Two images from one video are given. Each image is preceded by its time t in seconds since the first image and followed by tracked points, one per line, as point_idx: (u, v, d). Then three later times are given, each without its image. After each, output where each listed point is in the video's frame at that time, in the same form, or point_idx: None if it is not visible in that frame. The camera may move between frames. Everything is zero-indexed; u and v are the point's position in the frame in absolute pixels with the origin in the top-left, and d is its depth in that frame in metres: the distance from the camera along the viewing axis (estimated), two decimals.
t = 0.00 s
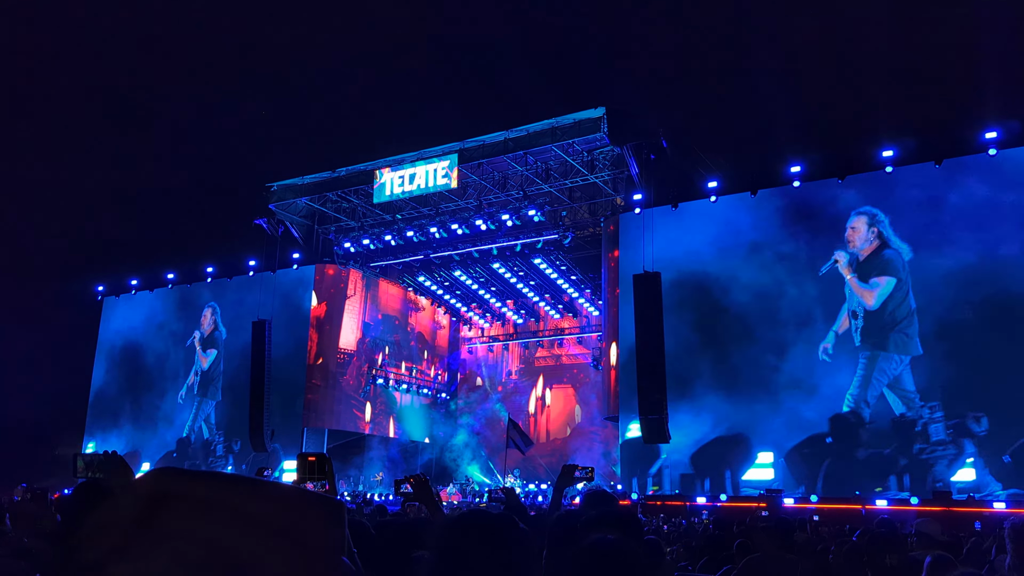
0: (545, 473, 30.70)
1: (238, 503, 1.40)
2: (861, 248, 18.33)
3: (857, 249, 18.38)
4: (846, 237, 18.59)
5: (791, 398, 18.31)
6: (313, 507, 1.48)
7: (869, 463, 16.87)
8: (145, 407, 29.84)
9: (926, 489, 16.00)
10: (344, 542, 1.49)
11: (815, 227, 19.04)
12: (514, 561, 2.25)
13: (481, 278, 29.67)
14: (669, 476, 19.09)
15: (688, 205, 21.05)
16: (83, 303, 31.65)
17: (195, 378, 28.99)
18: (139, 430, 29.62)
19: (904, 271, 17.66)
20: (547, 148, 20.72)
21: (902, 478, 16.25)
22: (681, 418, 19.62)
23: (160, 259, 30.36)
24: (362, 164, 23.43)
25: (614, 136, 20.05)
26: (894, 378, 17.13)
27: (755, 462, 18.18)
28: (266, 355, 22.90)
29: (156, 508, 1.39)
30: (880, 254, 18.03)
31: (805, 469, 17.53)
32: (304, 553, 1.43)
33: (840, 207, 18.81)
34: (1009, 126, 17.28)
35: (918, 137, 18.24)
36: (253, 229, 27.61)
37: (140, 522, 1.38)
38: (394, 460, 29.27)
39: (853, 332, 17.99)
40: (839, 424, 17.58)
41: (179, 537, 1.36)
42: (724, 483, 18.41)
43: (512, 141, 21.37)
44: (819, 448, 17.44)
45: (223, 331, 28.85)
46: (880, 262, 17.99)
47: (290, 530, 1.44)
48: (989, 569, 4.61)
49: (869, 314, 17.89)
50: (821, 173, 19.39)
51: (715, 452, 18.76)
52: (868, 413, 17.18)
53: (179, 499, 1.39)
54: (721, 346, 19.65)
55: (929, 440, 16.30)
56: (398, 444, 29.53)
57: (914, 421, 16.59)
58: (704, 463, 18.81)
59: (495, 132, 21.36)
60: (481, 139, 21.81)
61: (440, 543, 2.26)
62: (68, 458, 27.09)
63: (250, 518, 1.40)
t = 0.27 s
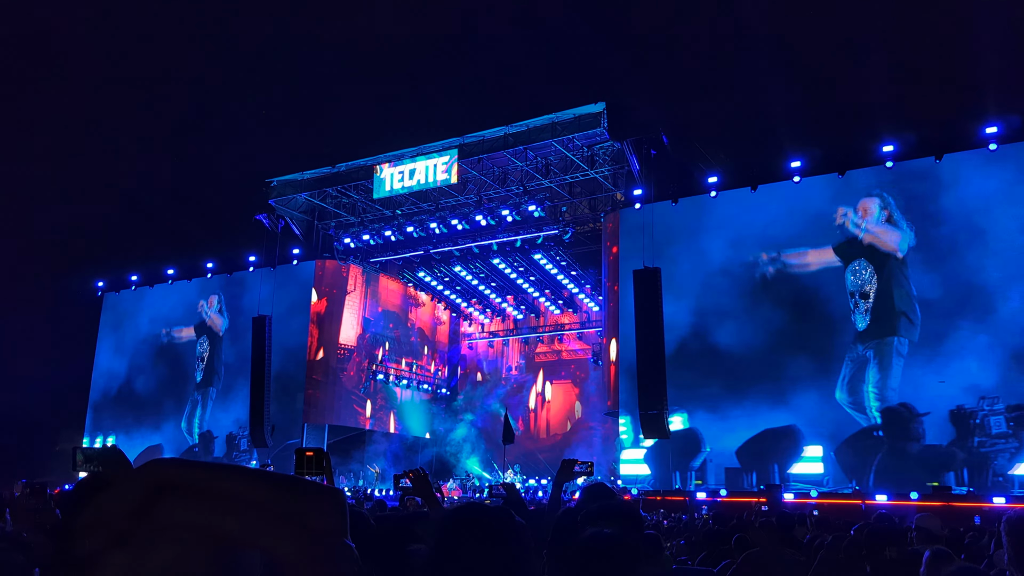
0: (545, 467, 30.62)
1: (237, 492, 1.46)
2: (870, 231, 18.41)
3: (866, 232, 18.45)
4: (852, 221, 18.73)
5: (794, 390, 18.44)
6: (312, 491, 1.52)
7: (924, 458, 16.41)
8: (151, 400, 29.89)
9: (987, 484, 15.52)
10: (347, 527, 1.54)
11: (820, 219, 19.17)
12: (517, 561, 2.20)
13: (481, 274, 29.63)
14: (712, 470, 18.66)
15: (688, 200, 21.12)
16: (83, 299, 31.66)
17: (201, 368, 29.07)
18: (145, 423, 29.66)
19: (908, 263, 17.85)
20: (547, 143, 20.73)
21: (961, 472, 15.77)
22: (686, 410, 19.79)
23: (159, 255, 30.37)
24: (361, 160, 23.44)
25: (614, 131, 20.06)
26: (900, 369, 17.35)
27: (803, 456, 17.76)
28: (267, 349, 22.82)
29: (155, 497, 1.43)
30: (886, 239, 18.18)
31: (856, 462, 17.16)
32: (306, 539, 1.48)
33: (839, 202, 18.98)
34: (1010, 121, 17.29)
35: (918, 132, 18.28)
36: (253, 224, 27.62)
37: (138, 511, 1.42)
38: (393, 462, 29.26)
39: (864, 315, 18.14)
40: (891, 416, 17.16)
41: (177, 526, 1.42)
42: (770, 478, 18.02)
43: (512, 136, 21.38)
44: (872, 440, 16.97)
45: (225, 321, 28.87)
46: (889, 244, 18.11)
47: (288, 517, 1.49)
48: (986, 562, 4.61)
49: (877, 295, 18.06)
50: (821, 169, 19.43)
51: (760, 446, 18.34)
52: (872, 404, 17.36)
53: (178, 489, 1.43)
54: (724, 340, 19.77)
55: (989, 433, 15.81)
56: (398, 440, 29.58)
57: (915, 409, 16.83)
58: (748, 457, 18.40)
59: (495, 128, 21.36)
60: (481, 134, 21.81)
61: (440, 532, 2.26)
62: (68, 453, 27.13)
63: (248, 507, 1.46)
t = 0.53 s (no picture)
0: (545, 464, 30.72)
1: (237, 492, 1.53)
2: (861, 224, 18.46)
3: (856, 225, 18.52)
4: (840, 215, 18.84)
5: (794, 386, 18.48)
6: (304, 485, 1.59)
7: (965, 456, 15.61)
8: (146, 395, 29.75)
9: None
10: (347, 525, 1.61)
11: (817, 213, 19.11)
12: (517, 554, 2.22)
13: (482, 270, 29.65)
14: (744, 467, 18.23)
15: (688, 197, 21.04)
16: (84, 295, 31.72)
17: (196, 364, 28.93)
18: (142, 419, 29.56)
19: (906, 258, 17.77)
20: (547, 140, 20.76)
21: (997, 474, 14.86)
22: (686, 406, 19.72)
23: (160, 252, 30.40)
24: (361, 157, 23.47)
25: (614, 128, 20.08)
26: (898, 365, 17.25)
27: (840, 453, 17.29)
28: (268, 345, 22.85)
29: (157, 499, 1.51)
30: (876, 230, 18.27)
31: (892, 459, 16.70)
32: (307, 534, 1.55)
33: (836, 200, 18.98)
34: (1010, 119, 17.28)
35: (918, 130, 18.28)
36: (253, 221, 27.67)
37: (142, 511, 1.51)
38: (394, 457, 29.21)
39: (851, 309, 18.13)
40: (933, 414, 16.45)
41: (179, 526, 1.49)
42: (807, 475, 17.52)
43: (512, 133, 21.44)
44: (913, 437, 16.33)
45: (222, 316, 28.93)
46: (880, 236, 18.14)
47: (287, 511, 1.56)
48: (985, 559, 4.60)
49: (867, 286, 18.09)
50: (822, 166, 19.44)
51: (796, 442, 17.86)
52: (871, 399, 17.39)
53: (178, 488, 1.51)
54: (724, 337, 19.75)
55: None
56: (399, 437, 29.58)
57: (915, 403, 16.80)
58: (783, 454, 17.94)
59: (495, 124, 21.42)
60: (482, 131, 21.89)
61: (440, 529, 2.27)
62: (69, 450, 27.20)
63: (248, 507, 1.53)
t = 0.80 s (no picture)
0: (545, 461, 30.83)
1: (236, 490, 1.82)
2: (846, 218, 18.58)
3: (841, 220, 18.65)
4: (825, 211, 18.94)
5: (786, 383, 18.61)
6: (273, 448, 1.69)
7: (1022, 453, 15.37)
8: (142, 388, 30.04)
9: None
10: (350, 518, 1.76)
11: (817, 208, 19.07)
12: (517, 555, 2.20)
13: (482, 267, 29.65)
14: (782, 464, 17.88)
15: (688, 194, 20.99)
16: (85, 291, 31.72)
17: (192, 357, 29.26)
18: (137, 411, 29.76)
19: (905, 253, 17.65)
20: (547, 137, 20.75)
21: None
22: (685, 401, 19.87)
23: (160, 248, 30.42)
24: (361, 154, 23.50)
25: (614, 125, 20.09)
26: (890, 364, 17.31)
27: (884, 448, 16.79)
28: (269, 343, 22.89)
29: (189, 494, 1.84)
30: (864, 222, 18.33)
31: (940, 455, 16.22)
32: (312, 528, 1.70)
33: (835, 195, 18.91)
34: (1010, 115, 17.26)
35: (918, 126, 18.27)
36: (254, 218, 27.67)
37: (170, 515, 1.84)
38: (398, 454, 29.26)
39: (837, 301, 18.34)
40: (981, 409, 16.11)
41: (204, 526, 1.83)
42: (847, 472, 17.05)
43: (512, 129, 21.45)
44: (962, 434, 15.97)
45: (219, 312, 29.06)
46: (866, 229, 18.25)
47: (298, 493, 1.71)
48: (986, 555, 4.62)
49: (851, 282, 18.27)
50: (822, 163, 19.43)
51: (837, 439, 17.38)
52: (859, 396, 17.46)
53: (197, 499, 1.83)
54: (722, 334, 19.82)
55: None
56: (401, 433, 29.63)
57: (907, 402, 16.83)
58: (822, 450, 17.50)
59: (495, 121, 21.45)
60: (482, 128, 21.91)
61: (442, 526, 2.27)
62: (71, 447, 27.26)
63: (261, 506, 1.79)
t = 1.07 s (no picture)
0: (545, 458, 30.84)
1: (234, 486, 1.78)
2: (853, 211, 18.49)
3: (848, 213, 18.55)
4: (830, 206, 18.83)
5: (788, 378, 18.41)
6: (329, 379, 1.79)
7: None
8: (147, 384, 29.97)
9: None
10: (352, 511, 1.76)
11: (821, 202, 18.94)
12: (520, 552, 2.19)
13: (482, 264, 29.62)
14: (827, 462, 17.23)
15: (687, 191, 20.80)
16: (84, 289, 31.74)
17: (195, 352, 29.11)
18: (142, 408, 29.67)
19: (910, 248, 17.58)
20: (548, 133, 20.77)
21: None
22: (678, 399, 19.71)
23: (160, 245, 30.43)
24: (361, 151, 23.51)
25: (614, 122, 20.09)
26: (893, 360, 17.20)
27: (932, 446, 16.17)
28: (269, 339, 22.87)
29: (184, 485, 1.83)
30: (872, 213, 18.25)
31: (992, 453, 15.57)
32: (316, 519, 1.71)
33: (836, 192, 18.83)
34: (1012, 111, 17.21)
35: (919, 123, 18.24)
36: (254, 214, 27.69)
37: (163, 511, 1.83)
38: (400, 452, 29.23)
39: (846, 294, 18.14)
40: None
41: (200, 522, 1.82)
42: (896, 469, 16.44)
43: (512, 126, 21.46)
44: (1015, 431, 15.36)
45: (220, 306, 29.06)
46: (875, 220, 18.17)
47: (306, 479, 1.73)
48: (987, 553, 4.64)
49: (859, 274, 18.12)
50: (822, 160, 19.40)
51: (884, 435, 16.72)
52: (862, 392, 17.30)
53: (192, 492, 1.81)
54: (723, 328, 19.52)
55: None
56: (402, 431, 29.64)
57: (912, 398, 16.72)
58: (868, 446, 16.88)
59: (495, 118, 21.46)
60: (482, 124, 21.94)
61: (445, 520, 2.27)
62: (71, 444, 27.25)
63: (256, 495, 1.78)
